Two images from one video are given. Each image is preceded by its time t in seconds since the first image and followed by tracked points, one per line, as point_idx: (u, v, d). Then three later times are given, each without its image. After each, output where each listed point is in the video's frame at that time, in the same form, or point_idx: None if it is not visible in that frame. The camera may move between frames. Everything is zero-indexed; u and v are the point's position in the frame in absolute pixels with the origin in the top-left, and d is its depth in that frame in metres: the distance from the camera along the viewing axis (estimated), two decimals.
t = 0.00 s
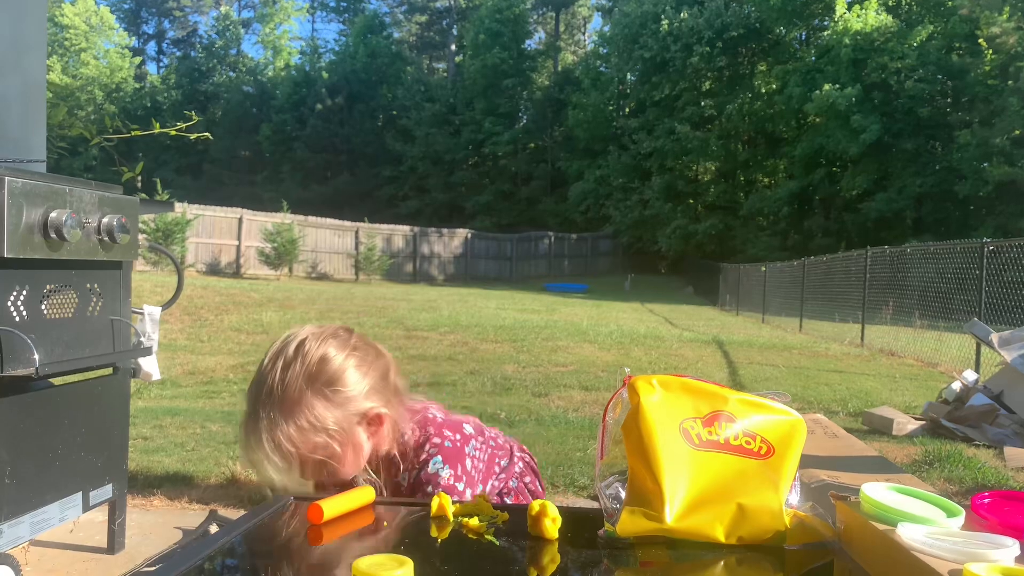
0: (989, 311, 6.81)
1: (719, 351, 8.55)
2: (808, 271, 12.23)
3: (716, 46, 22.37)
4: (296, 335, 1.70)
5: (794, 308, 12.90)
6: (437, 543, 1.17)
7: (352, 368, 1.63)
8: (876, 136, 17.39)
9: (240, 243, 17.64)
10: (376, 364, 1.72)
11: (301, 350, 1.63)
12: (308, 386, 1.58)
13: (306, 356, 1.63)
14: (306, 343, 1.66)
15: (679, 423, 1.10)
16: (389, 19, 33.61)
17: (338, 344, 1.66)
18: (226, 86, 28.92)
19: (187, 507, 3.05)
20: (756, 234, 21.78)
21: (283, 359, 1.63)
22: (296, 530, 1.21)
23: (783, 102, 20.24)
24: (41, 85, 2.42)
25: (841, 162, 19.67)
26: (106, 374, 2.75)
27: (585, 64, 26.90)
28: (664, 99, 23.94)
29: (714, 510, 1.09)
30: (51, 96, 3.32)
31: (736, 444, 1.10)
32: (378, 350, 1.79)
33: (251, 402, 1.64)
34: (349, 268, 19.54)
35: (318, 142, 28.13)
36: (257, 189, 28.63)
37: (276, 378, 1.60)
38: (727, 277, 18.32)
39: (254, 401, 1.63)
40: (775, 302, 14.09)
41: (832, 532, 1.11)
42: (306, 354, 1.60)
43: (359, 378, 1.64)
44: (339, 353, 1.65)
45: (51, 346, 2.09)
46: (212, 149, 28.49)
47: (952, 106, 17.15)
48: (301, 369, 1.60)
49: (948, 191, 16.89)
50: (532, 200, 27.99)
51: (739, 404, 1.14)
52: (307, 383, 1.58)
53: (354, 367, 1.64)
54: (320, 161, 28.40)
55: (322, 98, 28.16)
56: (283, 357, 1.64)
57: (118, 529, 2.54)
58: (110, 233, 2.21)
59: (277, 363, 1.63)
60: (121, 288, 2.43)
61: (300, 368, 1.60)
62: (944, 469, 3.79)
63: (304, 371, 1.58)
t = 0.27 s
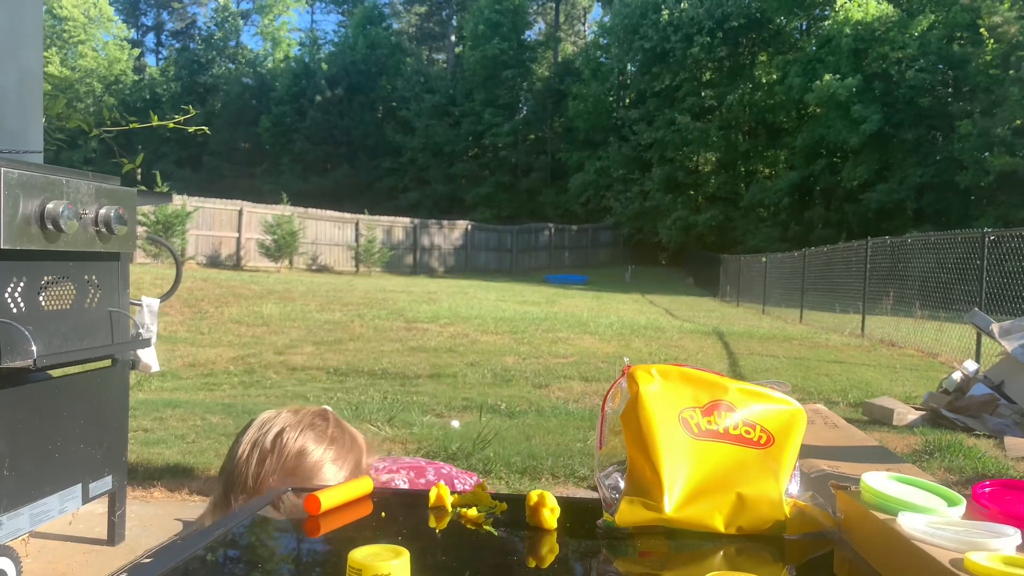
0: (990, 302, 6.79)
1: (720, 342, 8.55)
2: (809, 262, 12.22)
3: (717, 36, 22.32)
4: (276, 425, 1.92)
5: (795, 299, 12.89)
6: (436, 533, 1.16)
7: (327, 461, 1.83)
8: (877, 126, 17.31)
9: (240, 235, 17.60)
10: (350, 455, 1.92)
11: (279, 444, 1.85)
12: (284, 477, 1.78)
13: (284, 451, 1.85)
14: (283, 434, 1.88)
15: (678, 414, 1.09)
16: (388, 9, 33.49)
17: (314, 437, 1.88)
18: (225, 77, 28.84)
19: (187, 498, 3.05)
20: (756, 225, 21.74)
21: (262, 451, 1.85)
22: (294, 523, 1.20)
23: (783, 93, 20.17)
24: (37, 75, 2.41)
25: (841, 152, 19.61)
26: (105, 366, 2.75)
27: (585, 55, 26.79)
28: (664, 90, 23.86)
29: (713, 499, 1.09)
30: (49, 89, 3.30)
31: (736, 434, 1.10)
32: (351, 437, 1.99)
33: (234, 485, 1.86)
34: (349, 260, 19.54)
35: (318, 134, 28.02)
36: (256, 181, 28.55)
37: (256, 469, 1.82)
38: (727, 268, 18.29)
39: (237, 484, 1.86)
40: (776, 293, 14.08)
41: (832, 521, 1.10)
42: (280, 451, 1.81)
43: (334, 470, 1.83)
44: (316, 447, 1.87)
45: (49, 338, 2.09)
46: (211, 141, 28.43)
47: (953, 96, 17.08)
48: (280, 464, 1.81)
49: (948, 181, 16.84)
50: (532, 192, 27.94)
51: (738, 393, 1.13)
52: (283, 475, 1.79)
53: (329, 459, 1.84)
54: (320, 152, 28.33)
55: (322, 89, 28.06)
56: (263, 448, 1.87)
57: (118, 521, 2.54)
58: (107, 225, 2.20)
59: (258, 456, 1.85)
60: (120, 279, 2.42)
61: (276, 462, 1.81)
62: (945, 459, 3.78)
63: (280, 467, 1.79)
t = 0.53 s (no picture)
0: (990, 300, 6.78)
1: (720, 339, 8.55)
2: (809, 260, 12.23)
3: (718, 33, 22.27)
4: (268, 420, 1.84)
5: (795, 297, 12.89)
6: (437, 530, 1.17)
7: (320, 462, 1.75)
8: (877, 124, 17.30)
9: (240, 232, 17.59)
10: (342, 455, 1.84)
11: (270, 439, 1.76)
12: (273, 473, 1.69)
13: (276, 446, 1.76)
14: (275, 430, 1.79)
15: (679, 412, 1.09)
16: (388, 7, 33.43)
17: (307, 435, 1.79)
18: (225, 74, 28.83)
19: (188, 495, 3.06)
20: (757, 223, 21.73)
21: (251, 445, 1.75)
22: (294, 521, 1.20)
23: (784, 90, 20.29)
24: (37, 71, 2.40)
25: (842, 150, 19.61)
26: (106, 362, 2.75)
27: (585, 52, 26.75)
28: (664, 87, 23.85)
29: (713, 498, 1.09)
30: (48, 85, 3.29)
31: (736, 431, 1.10)
32: (344, 436, 1.90)
33: (218, 480, 1.76)
34: (349, 257, 19.55)
35: (318, 131, 27.98)
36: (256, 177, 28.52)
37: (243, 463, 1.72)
38: (728, 265, 18.28)
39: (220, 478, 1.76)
40: (776, 291, 14.08)
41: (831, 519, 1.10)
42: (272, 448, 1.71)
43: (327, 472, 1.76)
44: (309, 444, 1.78)
45: (49, 334, 2.09)
46: (212, 139, 28.43)
47: (954, 94, 17.07)
48: (271, 460, 1.72)
49: (949, 178, 16.83)
50: (532, 189, 27.93)
51: (738, 391, 1.13)
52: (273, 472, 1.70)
53: (321, 459, 1.75)
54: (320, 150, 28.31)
55: (322, 87, 28.04)
56: (251, 440, 1.78)
57: (118, 518, 2.54)
58: (107, 222, 2.20)
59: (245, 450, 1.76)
60: (119, 275, 2.42)
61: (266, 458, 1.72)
62: (945, 457, 3.79)
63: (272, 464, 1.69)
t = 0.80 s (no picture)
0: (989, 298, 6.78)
1: (719, 338, 8.55)
2: (807, 259, 12.24)
3: (716, 32, 22.30)
4: (306, 390, 1.95)
5: (794, 296, 12.90)
6: (434, 529, 1.16)
7: (349, 437, 1.87)
8: (876, 123, 17.29)
9: (239, 231, 17.56)
10: (369, 433, 1.96)
11: (308, 409, 1.87)
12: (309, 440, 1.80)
13: (313, 416, 1.87)
14: (314, 401, 1.90)
15: (678, 409, 1.09)
16: (387, 6, 33.40)
17: (342, 409, 1.91)
18: (224, 73, 28.83)
19: (187, 494, 3.06)
20: (756, 221, 21.73)
21: (290, 413, 1.85)
22: (293, 520, 1.19)
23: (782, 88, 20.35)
24: (37, 71, 2.40)
25: (841, 149, 19.61)
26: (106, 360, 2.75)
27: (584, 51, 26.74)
28: (663, 86, 23.84)
29: (711, 497, 1.09)
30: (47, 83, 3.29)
31: (735, 430, 1.10)
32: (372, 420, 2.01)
33: (255, 441, 1.86)
34: (348, 256, 19.56)
35: (317, 130, 27.93)
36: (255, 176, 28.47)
37: (282, 428, 1.83)
38: (727, 264, 18.28)
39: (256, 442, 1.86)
40: (774, 289, 14.08)
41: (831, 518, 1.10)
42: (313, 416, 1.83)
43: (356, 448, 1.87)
44: (342, 418, 1.90)
45: (47, 334, 2.08)
46: (211, 137, 28.42)
47: (953, 92, 17.08)
48: (308, 426, 1.84)
49: (947, 177, 16.82)
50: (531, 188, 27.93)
51: (738, 389, 1.13)
52: (312, 438, 1.81)
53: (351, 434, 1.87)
54: (319, 149, 28.28)
55: (321, 86, 28.03)
56: (289, 409, 1.88)
57: (117, 517, 2.53)
58: (106, 221, 2.19)
59: (282, 416, 1.86)
60: (118, 275, 2.42)
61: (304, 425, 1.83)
62: (944, 455, 3.79)
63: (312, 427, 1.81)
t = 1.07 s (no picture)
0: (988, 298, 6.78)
1: (718, 337, 8.55)
2: (806, 259, 12.24)
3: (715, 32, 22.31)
4: (317, 378, 1.97)
5: (793, 295, 12.91)
6: (433, 529, 1.16)
7: (353, 424, 1.88)
8: (875, 122, 17.29)
9: (238, 231, 17.53)
10: (375, 424, 1.97)
11: (318, 393, 1.89)
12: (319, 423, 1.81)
13: (321, 400, 1.88)
14: (322, 389, 1.92)
15: (677, 409, 1.09)
16: (386, 5, 33.37)
17: (350, 396, 1.93)
18: (223, 73, 28.82)
19: (186, 494, 3.06)
20: (754, 221, 21.73)
21: (299, 398, 1.87)
22: (291, 520, 1.19)
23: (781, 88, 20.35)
24: (35, 71, 2.40)
25: (840, 148, 19.62)
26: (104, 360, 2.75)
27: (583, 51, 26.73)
28: (662, 85, 23.84)
29: (711, 497, 1.09)
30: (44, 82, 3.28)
31: (734, 429, 1.10)
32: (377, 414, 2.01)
33: (262, 422, 1.88)
34: (347, 255, 19.56)
35: (316, 129, 27.88)
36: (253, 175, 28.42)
37: (290, 410, 1.85)
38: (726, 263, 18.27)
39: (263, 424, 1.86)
40: (773, 289, 14.09)
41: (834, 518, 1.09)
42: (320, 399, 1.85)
43: (363, 435, 1.88)
44: (348, 407, 1.91)
45: (47, 333, 2.08)
46: (210, 137, 28.41)
47: (951, 92, 17.08)
48: (313, 410, 1.85)
49: (946, 177, 16.84)
50: (530, 187, 27.92)
51: (737, 389, 1.13)
52: (317, 421, 1.83)
53: (353, 422, 1.88)
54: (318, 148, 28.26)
55: (320, 86, 28.01)
56: (299, 393, 1.91)
57: (116, 517, 2.54)
58: (104, 221, 2.18)
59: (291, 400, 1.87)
60: (117, 275, 2.41)
61: (312, 409, 1.85)
62: (943, 455, 3.79)
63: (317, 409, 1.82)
